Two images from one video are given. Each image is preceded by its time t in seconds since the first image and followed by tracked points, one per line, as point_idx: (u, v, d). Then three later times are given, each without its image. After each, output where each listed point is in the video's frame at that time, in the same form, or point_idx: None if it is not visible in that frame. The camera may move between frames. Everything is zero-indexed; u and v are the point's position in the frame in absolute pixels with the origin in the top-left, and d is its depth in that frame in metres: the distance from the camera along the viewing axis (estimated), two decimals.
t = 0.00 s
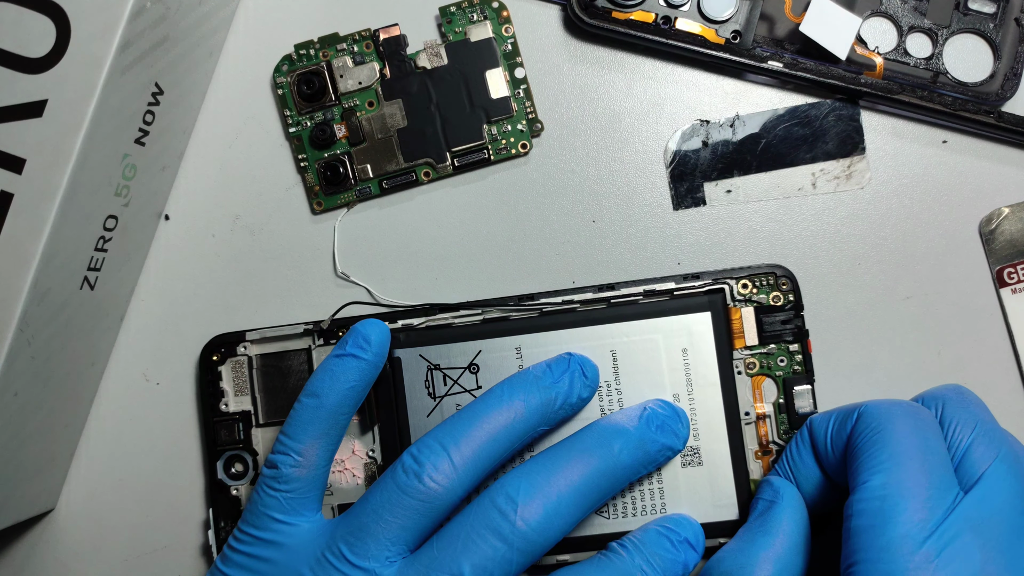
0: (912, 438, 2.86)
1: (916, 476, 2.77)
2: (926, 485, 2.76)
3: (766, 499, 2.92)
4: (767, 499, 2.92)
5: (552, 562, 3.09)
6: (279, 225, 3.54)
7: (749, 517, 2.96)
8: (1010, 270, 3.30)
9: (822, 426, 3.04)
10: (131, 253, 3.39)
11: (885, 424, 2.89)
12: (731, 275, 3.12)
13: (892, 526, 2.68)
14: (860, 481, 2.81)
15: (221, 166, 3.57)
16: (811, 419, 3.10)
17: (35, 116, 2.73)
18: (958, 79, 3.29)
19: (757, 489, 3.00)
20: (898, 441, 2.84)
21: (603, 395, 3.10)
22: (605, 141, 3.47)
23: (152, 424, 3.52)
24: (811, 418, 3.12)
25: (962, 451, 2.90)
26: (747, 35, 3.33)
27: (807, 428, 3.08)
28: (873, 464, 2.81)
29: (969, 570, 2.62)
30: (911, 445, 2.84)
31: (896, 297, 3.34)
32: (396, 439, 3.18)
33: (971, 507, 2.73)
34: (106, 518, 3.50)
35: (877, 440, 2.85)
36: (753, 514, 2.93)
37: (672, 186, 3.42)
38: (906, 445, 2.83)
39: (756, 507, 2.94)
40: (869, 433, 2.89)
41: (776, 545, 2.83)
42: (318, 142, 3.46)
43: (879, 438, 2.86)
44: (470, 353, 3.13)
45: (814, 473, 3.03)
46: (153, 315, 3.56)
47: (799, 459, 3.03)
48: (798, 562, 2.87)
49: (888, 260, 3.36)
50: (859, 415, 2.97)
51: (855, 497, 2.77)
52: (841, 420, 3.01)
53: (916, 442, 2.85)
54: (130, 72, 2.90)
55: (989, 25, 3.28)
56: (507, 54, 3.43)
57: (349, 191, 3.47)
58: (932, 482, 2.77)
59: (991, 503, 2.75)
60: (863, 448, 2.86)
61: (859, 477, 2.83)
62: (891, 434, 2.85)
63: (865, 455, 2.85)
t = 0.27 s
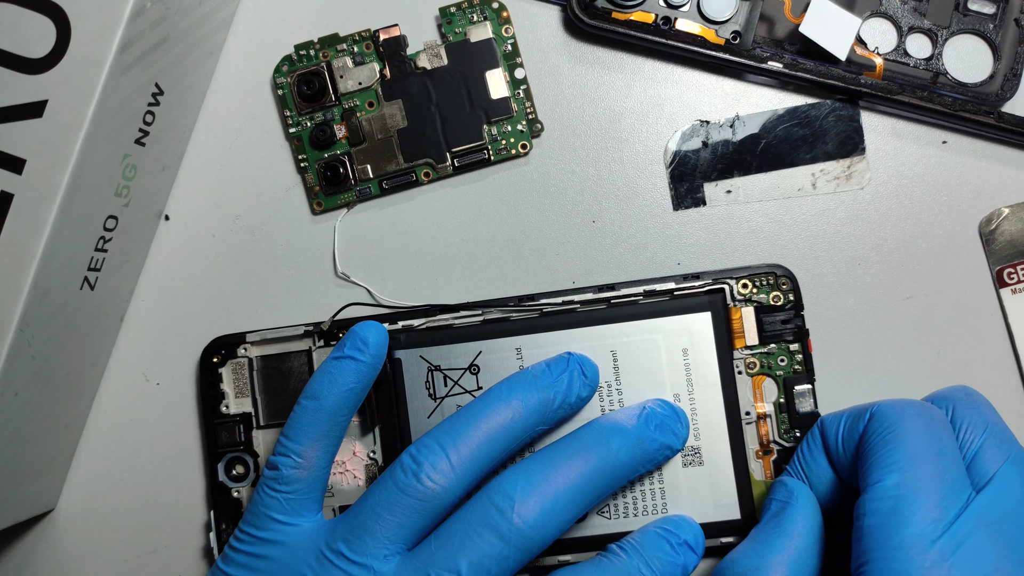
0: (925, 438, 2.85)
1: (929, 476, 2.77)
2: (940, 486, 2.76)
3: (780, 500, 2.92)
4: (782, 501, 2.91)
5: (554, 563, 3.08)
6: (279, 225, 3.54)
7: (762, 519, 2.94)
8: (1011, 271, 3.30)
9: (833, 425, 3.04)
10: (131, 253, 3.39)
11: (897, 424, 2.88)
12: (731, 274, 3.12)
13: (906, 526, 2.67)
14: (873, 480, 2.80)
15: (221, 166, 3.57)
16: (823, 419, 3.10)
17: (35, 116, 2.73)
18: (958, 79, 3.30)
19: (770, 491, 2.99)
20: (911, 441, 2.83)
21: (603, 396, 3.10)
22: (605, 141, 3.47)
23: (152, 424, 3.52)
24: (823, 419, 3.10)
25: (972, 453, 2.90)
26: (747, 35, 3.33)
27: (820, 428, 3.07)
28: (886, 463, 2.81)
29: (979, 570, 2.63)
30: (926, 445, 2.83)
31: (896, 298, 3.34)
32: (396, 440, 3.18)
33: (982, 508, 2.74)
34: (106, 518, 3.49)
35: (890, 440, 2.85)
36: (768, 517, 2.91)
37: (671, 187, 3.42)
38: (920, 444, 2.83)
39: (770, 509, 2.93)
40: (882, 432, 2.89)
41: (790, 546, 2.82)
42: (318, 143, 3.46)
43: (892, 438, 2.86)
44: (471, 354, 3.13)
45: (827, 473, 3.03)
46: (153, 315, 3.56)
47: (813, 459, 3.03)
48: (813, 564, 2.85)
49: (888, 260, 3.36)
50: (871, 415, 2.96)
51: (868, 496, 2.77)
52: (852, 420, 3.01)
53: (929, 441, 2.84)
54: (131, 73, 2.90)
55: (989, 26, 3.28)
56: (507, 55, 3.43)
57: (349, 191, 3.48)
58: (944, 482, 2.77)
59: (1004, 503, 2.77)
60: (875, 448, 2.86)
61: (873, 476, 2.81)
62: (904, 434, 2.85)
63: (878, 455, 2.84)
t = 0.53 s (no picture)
0: (933, 442, 2.84)
1: (937, 480, 2.76)
2: (948, 489, 2.76)
3: (786, 502, 2.92)
4: (788, 503, 2.91)
5: (555, 564, 3.09)
6: (279, 225, 3.54)
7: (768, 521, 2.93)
8: (1011, 271, 3.30)
9: (841, 424, 3.03)
10: (131, 253, 3.39)
11: (906, 427, 2.88)
12: (731, 274, 3.12)
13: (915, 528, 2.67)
14: (882, 482, 2.79)
15: (221, 166, 3.57)
16: (829, 420, 3.09)
17: (35, 116, 2.73)
18: (958, 79, 3.29)
19: (777, 494, 2.99)
20: (919, 445, 2.82)
21: (603, 396, 3.10)
22: (605, 141, 3.47)
23: (152, 424, 3.52)
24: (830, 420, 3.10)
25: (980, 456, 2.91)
26: (747, 35, 3.33)
27: (827, 427, 3.07)
28: (895, 466, 2.80)
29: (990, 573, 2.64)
30: (934, 448, 2.83)
31: (896, 298, 3.34)
32: (396, 442, 3.18)
33: (991, 512, 2.74)
34: (106, 518, 3.49)
35: (898, 442, 2.84)
36: (774, 519, 2.91)
37: (671, 187, 3.42)
38: (928, 447, 2.82)
39: (776, 511, 2.93)
40: (890, 434, 2.88)
41: (796, 549, 2.81)
42: (318, 143, 3.46)
43: (900, 440, 2.85)
44: (471, 355, 3.13)
45: (832, 476, 3.00)
46: (154, 315, 3.56)
47: (819, 461, 2.99)
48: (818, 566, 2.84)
49: (887, 260, 3.36)
50: (880, 417, 2.95)
51: (877, 498, 2.76)
52: (858, 421, 3.00)
53: (937, 444, 2.84)
54: (131, 73, 2.90)
55: (989, 25, 3.28)
56: (507, 55, 3.43)
57: (349, 191, 3.48)
58: (953, 485, 2.76)
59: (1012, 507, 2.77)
60: (883, 450, 2.85)
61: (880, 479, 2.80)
62: (912, 437, 2.84)
63: (886, 457, 2.83)
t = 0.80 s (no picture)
0: (948, 446, 2.81)
1: (957, 487, 2.72)
2: (970, 496, 2.71)
3: (794, 504, 2.91)
4: (797, 506, 2.90)
5: (557, 567, 3.08)
6: (279, 225, 3.54)
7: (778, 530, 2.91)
8: (1011, 270, 3.30)
9: (847, 430, 3.00)
10: (131, 252, 3.39)
11: (919, 432, 2.84)
12: (731, 275, 3.12)
13: (942, 538, 2.63)
14: (903, 491, 2.74)
15: (221, 166, 3.57)
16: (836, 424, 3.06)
17: (35, 116, 2.73)
18: (958, 79, 3.29)
19: (783, 497, 2.98)
20: (935, 450, 2.79)
21: (605, 399, 3.10)
22: (605, 141, 3.47)
23: (152, 424, 3.52)
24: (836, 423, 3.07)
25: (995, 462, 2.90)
26: (747, 35, 3.33)
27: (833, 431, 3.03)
28: (915, 474, 2.76)
29: None
30: (950, 453, 2.79)
31: (896, 297, 3.34)
32: (398, 445, 3.18)
33: (1016, 516, 2.70)
34: (106, 518, 3.49)
35: (914, 449, 2.80)
36: (785, 523, 2.90)
37: (671, 187, 3.42)
38: (944, 453, 2.78)
39: (785, 514, 2.92)
40: (904, 441, 2.83)
41: (811, 551, 2.81)
42: (318, 143, 3.46)
43: (916, 447, 2.81)
44: (472, 358, 3.13)
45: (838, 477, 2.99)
46: (154, 315, 3.56)
47: (823, 462, 2.97)
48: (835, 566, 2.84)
49: (887, 260, 3.36)
50: (890, 424, 2.92)
51: (901, 509, 2.71)
52: (869, 428, 2.97)
53: (952, 449, 2.80)
54: (131, 72, 2.90)
55: (989, 25, 3.28)
56: (507, 55, 3.43)
57: (349, 191, 3.48)
58: (975, 490, 2.73)
59: None
60: (898, 459, 2.81)
61: (901, 490, 2.75)
62: (927, 444, 2.80)
63: (903, 466, 2.79)
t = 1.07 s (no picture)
0: (971, 450, 2.70)
1: (990, 492, 2.59)
2: (1008, 499, 2.58)
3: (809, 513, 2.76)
4: (812, 513, 2.76)
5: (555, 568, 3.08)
6: (279, 225, 3.54)
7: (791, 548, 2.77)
8: (1011, 271, 3.29)
9: (854, 440, 2.92)
10: (131, 252, 3.39)
11: (939, 442, 2.72)
12: (729, 275, 3.12)
13: (994, 550, 2.47)
14: (942, 506, 2.60)
15: (220, 166, 3.57)
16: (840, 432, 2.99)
17: (35, 116, 2.72)
18: (958, 79, 3.29)
19: (793, 505, 2.81)
20: (959, 458, 2.67)
21: (601, 399, 3.09)
22: (605, 141, 3.46)
23: (152, 424, 3.51)
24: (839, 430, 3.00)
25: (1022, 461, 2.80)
26: (748, 35, 3.32)
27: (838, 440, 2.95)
28: (949, 487, 2.62)
29: None
30: (972, 456, 2.68)
31: (896, 298, 3.33)
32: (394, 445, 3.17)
33: None
34: (106, 518, 3.49)
35: (941, 459, 2.67)
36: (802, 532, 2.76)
37: (671, 187, 3.42)
38: (965, 458, 2.67)
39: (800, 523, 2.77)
40: (926, 453, 2.71)
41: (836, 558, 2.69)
42: (317, 143, 3.46)
43: (941, 458, 2.68)
44: (469, 358, 3.12)
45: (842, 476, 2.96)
46: (153, 315, 3.55)
47: (824, 464, 2.95)
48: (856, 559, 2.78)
49: (888, 261, 3.36)
50: (905, 438, 2.80)
51: (945, 525, 2.56)
52: (882, 441, 2.88)
53: (973, 451, 2.69)
54: (130, 72, 2.90)
55: (990, 25, 3.28)
56: (507, 55, 3.43)
57: (349, 191, 3.47)
58: (1012, 493, 2.60)
59: None
60: (924, 469, 2.69)
61: (937, 505, 2.61)
62: (951, 454, 2.68)
63: (933, 477, 2.66)
